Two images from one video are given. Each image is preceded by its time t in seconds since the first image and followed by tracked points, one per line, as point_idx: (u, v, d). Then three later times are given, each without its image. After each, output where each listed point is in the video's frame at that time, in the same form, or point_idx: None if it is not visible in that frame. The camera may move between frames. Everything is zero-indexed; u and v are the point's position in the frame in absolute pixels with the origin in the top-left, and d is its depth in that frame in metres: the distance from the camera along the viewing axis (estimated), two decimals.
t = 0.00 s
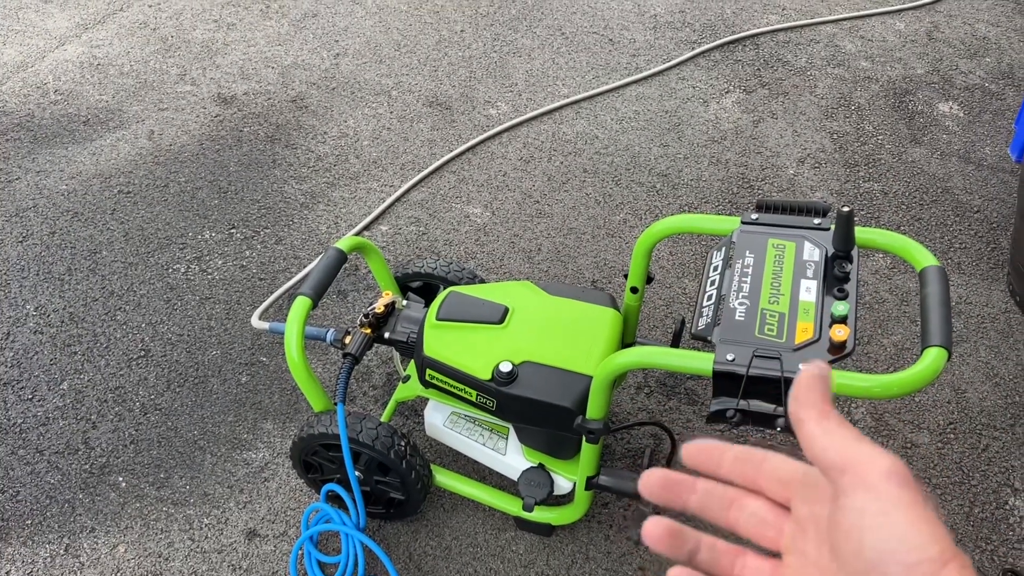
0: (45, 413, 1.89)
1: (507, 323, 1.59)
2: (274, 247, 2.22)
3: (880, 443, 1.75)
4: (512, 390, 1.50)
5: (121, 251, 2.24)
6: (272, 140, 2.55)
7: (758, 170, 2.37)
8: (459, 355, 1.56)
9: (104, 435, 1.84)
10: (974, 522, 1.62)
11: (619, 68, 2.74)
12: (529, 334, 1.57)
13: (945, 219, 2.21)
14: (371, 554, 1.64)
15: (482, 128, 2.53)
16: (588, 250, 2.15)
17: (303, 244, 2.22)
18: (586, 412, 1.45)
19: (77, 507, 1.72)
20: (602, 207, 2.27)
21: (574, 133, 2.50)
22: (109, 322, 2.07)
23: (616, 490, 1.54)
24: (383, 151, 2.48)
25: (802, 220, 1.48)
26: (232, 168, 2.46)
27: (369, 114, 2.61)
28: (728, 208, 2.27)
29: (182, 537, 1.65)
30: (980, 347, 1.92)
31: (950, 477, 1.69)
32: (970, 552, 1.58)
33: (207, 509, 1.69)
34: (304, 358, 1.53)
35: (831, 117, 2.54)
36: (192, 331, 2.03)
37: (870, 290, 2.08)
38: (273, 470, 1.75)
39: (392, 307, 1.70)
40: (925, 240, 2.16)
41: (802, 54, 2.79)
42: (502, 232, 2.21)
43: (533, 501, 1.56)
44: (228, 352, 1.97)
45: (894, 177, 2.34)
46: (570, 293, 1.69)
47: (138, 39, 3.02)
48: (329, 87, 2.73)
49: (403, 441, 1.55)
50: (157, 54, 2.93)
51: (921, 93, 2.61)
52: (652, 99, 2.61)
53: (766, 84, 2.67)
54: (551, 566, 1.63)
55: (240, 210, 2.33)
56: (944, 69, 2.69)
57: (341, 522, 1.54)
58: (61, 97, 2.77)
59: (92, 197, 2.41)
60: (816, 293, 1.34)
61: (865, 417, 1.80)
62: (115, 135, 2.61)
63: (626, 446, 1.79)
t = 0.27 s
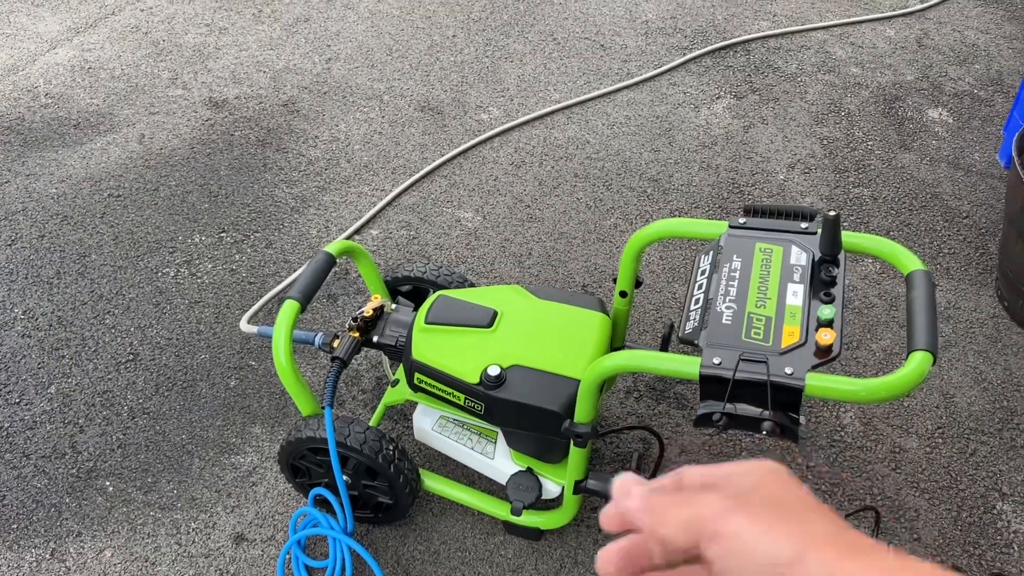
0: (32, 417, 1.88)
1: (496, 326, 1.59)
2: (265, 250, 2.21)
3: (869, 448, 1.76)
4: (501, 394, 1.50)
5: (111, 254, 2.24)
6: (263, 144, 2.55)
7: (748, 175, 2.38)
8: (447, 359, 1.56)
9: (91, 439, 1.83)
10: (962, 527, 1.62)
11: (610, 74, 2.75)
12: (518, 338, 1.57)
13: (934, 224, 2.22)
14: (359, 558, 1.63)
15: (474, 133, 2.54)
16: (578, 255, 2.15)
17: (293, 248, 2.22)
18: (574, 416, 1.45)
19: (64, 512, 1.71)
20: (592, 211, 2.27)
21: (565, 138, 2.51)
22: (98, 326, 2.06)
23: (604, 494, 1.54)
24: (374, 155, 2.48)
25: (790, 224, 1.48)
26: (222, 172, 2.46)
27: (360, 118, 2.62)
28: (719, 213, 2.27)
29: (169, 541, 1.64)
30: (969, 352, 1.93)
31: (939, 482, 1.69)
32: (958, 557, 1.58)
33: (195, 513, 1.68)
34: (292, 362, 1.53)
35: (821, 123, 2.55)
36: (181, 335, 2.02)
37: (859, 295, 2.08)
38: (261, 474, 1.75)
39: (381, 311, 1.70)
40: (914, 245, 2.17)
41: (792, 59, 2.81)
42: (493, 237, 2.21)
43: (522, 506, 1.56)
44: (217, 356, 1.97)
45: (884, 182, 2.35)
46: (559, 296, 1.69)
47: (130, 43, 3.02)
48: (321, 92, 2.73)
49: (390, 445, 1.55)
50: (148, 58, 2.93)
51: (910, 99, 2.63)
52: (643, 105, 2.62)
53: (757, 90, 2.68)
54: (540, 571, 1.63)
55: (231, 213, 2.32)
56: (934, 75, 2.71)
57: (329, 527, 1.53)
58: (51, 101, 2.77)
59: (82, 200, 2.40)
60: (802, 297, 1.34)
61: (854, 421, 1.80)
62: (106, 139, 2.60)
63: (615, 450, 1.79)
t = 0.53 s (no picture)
0: (23, 421, 1.88)
1: (489, 330, 1.59)
2: (257, 254, 2.21)
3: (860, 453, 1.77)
4: (493, 398, 1.50)
5: (103, 258, 2.23)
6: (257, 148, 2.55)
7: (741, 180, 2.39)
8: (440, 363, 1.56)
9: (82, 443, 1.82)
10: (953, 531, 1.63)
11: (603, 79, 2.76)
12: (510, 341, 1.57)
13: (926, 229, 2.24)
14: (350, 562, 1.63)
15: (467, 138, 2.55)
16: (571, 259, 2.16)
17: (286, 252, 2.22)
18: (566, 420, 1.45)
19: (54, 515, 1.70)
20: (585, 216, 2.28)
21: (558, 143, 2.52)
22: (90, 329, 2.05)
23: (596, 498, 1.55)
24: (367, 159, 2.49)
25: (780, 228, 1.49)
26: (215, 176, 2.46)
27: (354, 122, 2.62)
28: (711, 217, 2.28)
29: (160, 545, 1.64)
30: (959, 356, 1.94)
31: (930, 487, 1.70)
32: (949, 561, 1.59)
33: (186, 517, 1.68)
34: (284, 365, 1.53)
35: (813, 129, 2.57)
36: (173, 339, 2.02)
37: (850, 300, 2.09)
38: (253, 478, 1.74)
39: (373, 315, 1.70)
40: (905, 250, 2.19)
41: (785, 65, 2.83)
42: (486, 241, 2.22)
43: (514, 510, 1.56)
44: (209, 360, 1.96)
45: (875, 188, 2.36)
46: (551, 300, 1.70)
47: (124, 47, 3.02)
48: (314, 96, 2.73)
49: (382, 448, 1.55)
50: (142, 62, 2.93)
51: (902, 106, 2.65)
52: (636, 110, 2.64)
53: (749, 95, 2.70)
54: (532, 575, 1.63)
55: (224, 217, 2.32)
56: (925, 82, 2.73)
57: (321, 530, 1.53)
58: (44, 104, 2.76)
59: (75, 204, 2.40)
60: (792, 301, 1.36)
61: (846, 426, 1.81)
62: (98, 143, 2.60)
63: (607, 454, 1.79)
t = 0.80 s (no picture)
0: (23, 421, 1.85)
1: (495, 331, 1.58)
2: (259, 255, 2.20)
3: (866, 456, 1.76)
4: (499, 399, 1.49)
5: (103, 258, 2.21)
6: (258, 148, 2.53)
7: (744, 182, 2.39)
8: (445, 364, 1.55)
9: (83, 443, 1.80)
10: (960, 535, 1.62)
11: (606, 81, 2.76)
12: (517, 343, 1.56)
13: (929, 233, 2.24)
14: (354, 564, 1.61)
15: (470, 139, 2.54)
16: (575, 261, 2.15)
17: (288, 253, 2.20)
18: (573, 421, 1.44)
19: (55, 517, 1.68)
20: (589, 218, 2.27)
21: (561, 144, 2.52)
22: (90, 329, 2.03)
23: (603, 501, 1.53)
24: (370, 160, 2.48)
25: (790, 230, 1.48)
26: (216, 176, 2.44)
27: (356, 123, 2.61)
28: (714, 219, 2.28)
29: (162, 547, 1.62)
30: (964, 360, 1.94)
31: (936, 490, 1.70)
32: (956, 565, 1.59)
33: (188, 519, 1.66)
34: (288, 366, 1.51)
35: (816, 131, 2.57)
36: (174, 339, 2.00)
37: (855, 303, 2.09)
38: (255, 479, 1.73)
39: (378, 315, 1.69)
40: (908, 253, 2.19)
41: (787, 68, 2.83)
42: (489, 242, 2.21)
43: (519, 512, 1.55)
44: (211, 360, 1.95)
45: (879, 191, 2.37)
46: (558, 301, 1.69)
47: (124, 46, 3.00)
48: (316, 97, 2.72)
49: (387, 449, 1.54)
50: (142, 62, 2.92)
51: (904, 109, 2.65)
52: (638, 112, 2.63)
53: (752, 98, 2.70)
54: None
55: (225, 218, 2.31)
56: (927, 85, 2.74)
57: (325, 532, 1.51)
58: (44, 104, 2.75)
59: (74, 203, 2.38)
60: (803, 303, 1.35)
61: (852, 429, 1.81)
62: (98, 142, 2.58)
63: (612, 456, 1.78)
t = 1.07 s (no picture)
0: (19, 421, 1.84)
1: (493, 332, 1.58)
2: (257, 255, 2.19)
3: (863, 459, 1.77)
4: (497, 401, 1.49)
5: (100, 258, 2.20)
6: (256, 148, 2.53)
7: (742, 186, 2.40)
8: (443, 365, 1.55)
9: (79, 444, 1.79)
10: (956, 538, 1.63)
11: (604, 84, 2.76)
12: (515, 344, 1.56)
13: (926, 236, 2.24)
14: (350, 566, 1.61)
15: (468, 140, 2.54)
16: (573, 263, 2.15)
17: (285, 253, 2.20)
18: (571, 422, 1.44)
19: (50, 517, 1.67)
20: (587, 220, 2.27)
21: (560, 146, 2.52)
22: (87, 329, 2.03)
23: (600, 502, 1.53)
24: (367, 161, 2.47)
25: (789, 233, 1.49)
26: (214, 176, 2.44)
27: (354, 124, 2.61)
28: (712, 222, 2.29)
29: (158, 548, 1.61)
30: (961, 364, 1.94)
31: (933, 493, 1.70)
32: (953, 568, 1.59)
33: (184, 519, 1.65)
34: (285, 366, 1.51)
35: (813, 135, 2.58)
36: (171, 339, 1.99)
37: (852, 306, 2.09)
38: (252, 480, 1.72)
39: (376, 316, 1.68)
40: (906, 256, 2.19)
41: (785, 72, 2.84)
42: (487, 244, 2.21)
43: (517, 513, 1.55)
44: (208, 361, 1.94)
45: (876, 195, 2.37)
46: (556, 303, 1.69)
47: (121, 46, 3.00)
48: (314, 98, 2.72)
49: (385, 451, 1.53)
50: (140, 62, 2.91)
51: (902, 113, 2.66)
52: (636, 115, 2.64)
53: (750, 101, 2.70)
54: None
55: (222, 218, 2.30)
56: (925, 90, 2.75)
57: (322, 533, 1.51)
58: (41, 103, 2.74)
59: (72, 203, 2.37)
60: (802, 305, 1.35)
61: (849, 432, 1.81)
62: (96, 142, 2.58)
63: (609, 458, 1.78)
